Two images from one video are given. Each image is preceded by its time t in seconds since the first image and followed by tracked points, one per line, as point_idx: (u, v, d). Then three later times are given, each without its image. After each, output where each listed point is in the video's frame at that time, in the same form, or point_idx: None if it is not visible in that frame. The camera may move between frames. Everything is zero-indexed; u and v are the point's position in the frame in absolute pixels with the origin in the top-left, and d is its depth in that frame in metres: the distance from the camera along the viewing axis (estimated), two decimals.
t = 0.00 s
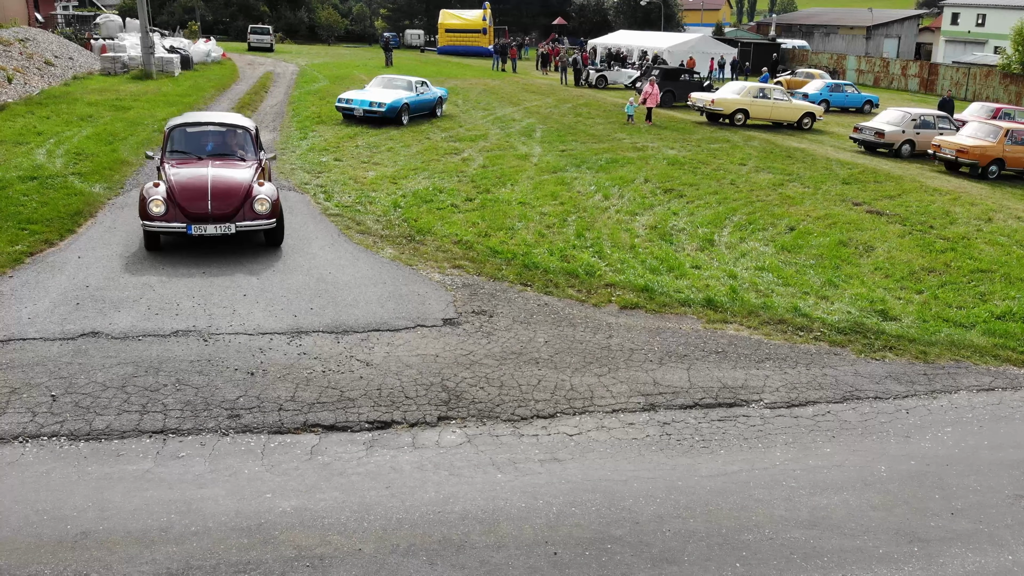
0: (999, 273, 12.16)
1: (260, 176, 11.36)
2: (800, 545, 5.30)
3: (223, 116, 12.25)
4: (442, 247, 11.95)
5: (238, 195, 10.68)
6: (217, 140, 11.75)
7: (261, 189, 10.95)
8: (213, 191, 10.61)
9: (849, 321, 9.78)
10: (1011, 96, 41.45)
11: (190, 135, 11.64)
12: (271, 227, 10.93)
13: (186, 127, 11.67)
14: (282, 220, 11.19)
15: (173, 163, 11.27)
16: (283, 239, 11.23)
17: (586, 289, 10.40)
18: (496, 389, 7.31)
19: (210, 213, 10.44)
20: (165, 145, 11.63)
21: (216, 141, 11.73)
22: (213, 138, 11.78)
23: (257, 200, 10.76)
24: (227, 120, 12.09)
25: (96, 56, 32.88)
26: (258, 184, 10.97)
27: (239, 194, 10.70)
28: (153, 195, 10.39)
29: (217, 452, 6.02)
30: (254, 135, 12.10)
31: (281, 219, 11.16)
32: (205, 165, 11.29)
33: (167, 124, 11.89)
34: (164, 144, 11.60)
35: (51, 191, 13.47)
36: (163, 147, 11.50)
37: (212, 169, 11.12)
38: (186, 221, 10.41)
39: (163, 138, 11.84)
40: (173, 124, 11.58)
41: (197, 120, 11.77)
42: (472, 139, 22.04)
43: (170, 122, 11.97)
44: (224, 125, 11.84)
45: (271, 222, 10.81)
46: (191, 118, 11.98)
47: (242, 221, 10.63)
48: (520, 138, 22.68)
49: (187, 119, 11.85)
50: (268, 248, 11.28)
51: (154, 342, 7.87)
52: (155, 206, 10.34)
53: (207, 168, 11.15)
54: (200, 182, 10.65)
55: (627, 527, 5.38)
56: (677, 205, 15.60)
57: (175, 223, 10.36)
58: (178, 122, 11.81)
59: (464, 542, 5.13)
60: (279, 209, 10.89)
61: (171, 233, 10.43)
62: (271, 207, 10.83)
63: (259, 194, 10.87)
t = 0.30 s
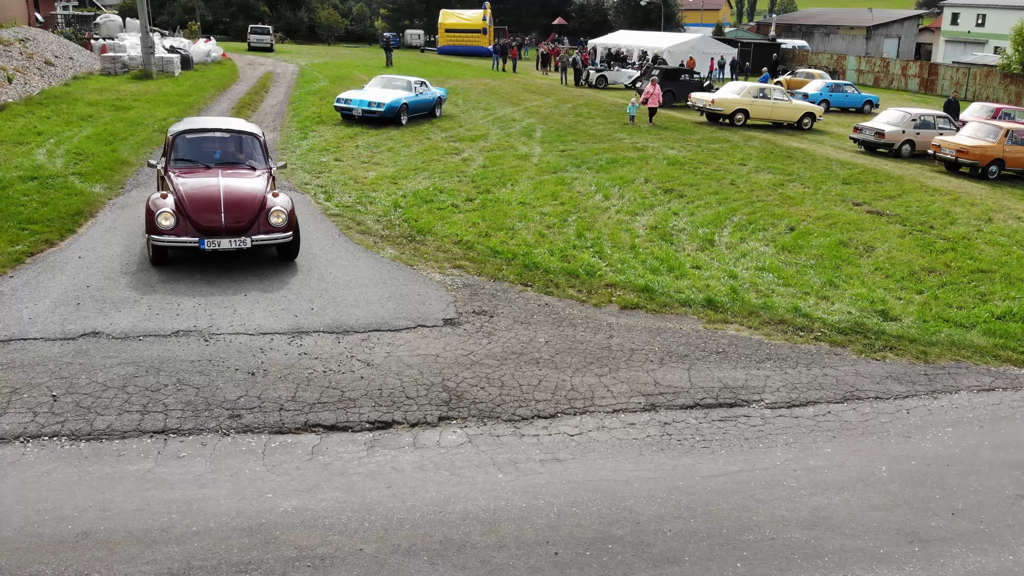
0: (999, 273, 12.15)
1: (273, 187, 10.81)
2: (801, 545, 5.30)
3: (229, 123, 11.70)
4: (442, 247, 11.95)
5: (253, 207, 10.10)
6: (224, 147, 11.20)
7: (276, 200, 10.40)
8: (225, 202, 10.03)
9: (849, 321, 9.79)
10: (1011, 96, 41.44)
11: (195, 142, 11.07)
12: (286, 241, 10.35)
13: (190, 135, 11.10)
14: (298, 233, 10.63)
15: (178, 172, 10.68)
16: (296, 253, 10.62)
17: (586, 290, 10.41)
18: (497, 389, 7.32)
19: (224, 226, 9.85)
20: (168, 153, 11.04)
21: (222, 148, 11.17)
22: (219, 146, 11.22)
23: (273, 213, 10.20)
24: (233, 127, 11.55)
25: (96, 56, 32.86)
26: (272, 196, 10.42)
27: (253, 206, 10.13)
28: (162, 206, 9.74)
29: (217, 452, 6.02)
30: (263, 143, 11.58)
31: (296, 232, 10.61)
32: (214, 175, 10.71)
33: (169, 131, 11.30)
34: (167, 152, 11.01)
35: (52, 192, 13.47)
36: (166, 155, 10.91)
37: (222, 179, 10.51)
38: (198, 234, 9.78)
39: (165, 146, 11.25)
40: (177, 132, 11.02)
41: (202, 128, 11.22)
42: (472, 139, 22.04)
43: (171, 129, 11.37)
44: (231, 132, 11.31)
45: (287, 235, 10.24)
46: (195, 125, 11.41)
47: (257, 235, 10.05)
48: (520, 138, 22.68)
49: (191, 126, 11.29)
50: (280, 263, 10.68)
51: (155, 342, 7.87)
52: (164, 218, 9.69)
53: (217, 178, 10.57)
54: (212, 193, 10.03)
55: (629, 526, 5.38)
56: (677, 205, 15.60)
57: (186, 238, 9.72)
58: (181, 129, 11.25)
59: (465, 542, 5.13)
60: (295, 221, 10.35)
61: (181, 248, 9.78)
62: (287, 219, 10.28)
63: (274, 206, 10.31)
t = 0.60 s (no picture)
0: (1001, 273, 12.13)
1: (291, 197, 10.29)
2: (803, 545, 5.29)
3: (239, 128, 11.09)
4: (443, 248, 11.93)
5: (273, 219, 9.58)
6: (235, 154, 10.60)
7: (296, 211, 9.89)
8: (244, 213, 9.49)
9: (851, 321, 9.77)
10: (1012, 96, 41.39)
11: (203, 149, 10.46)
12: (309, 255, 9.84)
13: (199, 142, 10.49)
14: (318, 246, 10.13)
15: (189, 182, 10.10)
16: (318, 267, 10.07)
17: (587, 290, 10.38)
18: (498, 389, 7.30)
19: (244, 240, 9.32)
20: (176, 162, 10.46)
21: (234, 155, 10.58)
22: (230, 153, 10.62)
23: (294, 225, 9.69)
24: (245, 132, 10.94)
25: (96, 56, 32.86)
26: (292, 206, 9.92)
27: (274, 218, 9.61)
28: (176, 219, 9.18)
29: (219, 452, 6.01)
30: (275, 148, 10.95)
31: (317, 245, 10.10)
32: (228, 184, 10.16)
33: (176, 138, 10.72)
34: (175, 160, 10.43)
35: (52, 192, 13.46)
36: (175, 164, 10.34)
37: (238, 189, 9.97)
38: (216, 249, 9.24)
39: (173, 153, 10.65)
40: (185, 139, 10.43)
41: (211, 134, 10.62)
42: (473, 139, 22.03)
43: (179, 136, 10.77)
44: (242, 138, 10.70)
45: (310, 248, 9.73)
46: (203, 130, 10.81)
47: (279, 249, 9.54)
48: (520, 138, 22.66)
49: (199, 132, 10.68)
50: (300, 277, 10.12)
51: (156, 342, 7.86)
52: (179, 232, 9.12)
53: (232, 188, 10.02)
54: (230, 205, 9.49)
55: (631, 527, 5.37)
56: (678, 205, 15.57)
57: (205, 253, 9.16)
58: (189, 135, 10.65)
59: (467, 542, 5.12)
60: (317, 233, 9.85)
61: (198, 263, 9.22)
62: (309, 232, 9.78)
63: (295, 218, 9.80)
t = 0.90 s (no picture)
0: (1001, 272, 12.11)
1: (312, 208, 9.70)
2: (802, 545, 5.27)
3: (250, 135, 10.47)
4: (442, 247, 11.90)
5: (299, 232, 8.99)
6: (250, 162, 9.99)
7: (321, 224, 9.30)
8: (267, 226, 8.89)
9: (850, 320, 9.75)
10: (1011, 95, 41.35)
11: (215, 157, 9.82)
12: (335, 271, 9.24)
13: (210, 149, 9.86)
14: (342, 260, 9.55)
15: (204, 192, 9.46)
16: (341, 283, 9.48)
17: (586, 289, 10.36)
18: (497, 388, 7.28)
19: (270, 255, 8.73)
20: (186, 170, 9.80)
21: (248, 163, 9.97)
22: (243, 161, 9.99)
23: (321, 238, 9.10)
24: (257, 139, 10.34)
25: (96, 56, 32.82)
26: (316, 218, 9.34)
27: (299, 231, 9.02)
28: (196, 233, 8.54)
29: (216, 452, 5.99)
30: (290, 156, 10.36)
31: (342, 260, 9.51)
32: (246, 195, 9.55)
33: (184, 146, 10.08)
34: (186, 169, 9.77)
35: (51, 191, 13.43)
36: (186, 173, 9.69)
37: (259, 202, 9.35)
38: (240, 266, 8.63)
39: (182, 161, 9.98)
40: (196, 146, 9.79)
41: (223, 140, 9.99)
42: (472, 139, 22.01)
43: (187, 143, 10.12)
44: (256, 145, 10.09)
45: (337, 263, 9.15)
46: (213, 137, 10.16)
47: (304, 264, 8.95)
48: (520, 137, 22.64)
49: (209, 138, 10.04)
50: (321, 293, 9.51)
51: (154, 342, 7.84)
52: (199, 247, 8.49)
53: (251, 199, 9.41)
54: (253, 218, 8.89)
55: (630, 526, 5.35)
56: (678, 205, 15.54)
57: (228, 270, 8.55)
58: (200, 142, 10.00)
59: (465, 542, 5.10)
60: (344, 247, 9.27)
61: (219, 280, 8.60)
62: (336, 246, 9.20)
63: (321, 231, 9.21)
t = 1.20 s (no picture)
0: (1000, 272, 12.10)
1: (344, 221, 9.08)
2: (801, 546, 5.25)
3: (266, 143, 9.74)
4: (441, 247, 11.88)
5: (335, 248, 8.38)
6: (271, 170, 9.29)
7: (357, 238, 8.69)
8: (302, 242, 8.26)
9: (850, 320, 9.73)
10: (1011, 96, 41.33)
11: (235, 167, 9.08)
12: (372, 288, 8.65)
13: (229, 158, 9.10)
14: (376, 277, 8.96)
15: (228, 206, 8.76)
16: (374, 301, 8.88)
17: (585, 289, 10.34)
18: (495, 389, 7.26)
19: (307, 272, 8.11)
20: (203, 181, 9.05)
21: (269, 172, 9.26)
22: (264, 170, 9.27)
23: (357, 254, 8.49)
24: (275, 146, 9.63)
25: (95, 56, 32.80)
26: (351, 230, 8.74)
27: (334, 247, 8.40)
28: (226, 252, 7.91)
29: (213, 451, 5.98)
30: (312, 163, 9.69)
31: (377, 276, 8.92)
32: (273, 207, 8.91)
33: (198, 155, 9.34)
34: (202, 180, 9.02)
35: (50, 191, 13.41)
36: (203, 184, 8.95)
37: (289, 215, 8.72)
38: (275, 286, 8.01)
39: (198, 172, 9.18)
40: (214, 156, 9.01)
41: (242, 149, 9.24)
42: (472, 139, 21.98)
43: (201, 154, 9.37)
44: (276, 153, 9.38)
45: (374, 280, 8.56)
46: (229, 146, 9.39)
47: (341, 282, 8.35)
48: (519, 137, 22.62)
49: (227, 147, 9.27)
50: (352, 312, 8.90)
51: (151, 342, 7.83)
52: (231, 267, 7.85)
53: (280, 212, 8.77)
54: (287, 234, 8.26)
55: (628, 526, 5.34)
56: (677, 205, 15.52)
57: (262, 292, 7.92)
58: (215, 151, 9.24)
59: (462, 542, 5.08)
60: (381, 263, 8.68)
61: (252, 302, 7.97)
62: (372, 262, 8.60)
63: (357, 245, 8.60)
